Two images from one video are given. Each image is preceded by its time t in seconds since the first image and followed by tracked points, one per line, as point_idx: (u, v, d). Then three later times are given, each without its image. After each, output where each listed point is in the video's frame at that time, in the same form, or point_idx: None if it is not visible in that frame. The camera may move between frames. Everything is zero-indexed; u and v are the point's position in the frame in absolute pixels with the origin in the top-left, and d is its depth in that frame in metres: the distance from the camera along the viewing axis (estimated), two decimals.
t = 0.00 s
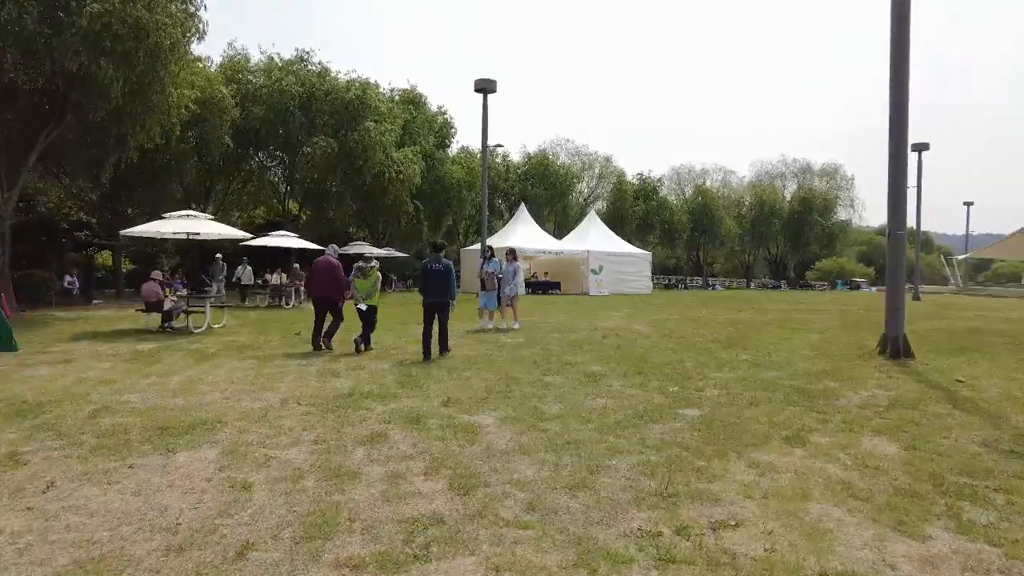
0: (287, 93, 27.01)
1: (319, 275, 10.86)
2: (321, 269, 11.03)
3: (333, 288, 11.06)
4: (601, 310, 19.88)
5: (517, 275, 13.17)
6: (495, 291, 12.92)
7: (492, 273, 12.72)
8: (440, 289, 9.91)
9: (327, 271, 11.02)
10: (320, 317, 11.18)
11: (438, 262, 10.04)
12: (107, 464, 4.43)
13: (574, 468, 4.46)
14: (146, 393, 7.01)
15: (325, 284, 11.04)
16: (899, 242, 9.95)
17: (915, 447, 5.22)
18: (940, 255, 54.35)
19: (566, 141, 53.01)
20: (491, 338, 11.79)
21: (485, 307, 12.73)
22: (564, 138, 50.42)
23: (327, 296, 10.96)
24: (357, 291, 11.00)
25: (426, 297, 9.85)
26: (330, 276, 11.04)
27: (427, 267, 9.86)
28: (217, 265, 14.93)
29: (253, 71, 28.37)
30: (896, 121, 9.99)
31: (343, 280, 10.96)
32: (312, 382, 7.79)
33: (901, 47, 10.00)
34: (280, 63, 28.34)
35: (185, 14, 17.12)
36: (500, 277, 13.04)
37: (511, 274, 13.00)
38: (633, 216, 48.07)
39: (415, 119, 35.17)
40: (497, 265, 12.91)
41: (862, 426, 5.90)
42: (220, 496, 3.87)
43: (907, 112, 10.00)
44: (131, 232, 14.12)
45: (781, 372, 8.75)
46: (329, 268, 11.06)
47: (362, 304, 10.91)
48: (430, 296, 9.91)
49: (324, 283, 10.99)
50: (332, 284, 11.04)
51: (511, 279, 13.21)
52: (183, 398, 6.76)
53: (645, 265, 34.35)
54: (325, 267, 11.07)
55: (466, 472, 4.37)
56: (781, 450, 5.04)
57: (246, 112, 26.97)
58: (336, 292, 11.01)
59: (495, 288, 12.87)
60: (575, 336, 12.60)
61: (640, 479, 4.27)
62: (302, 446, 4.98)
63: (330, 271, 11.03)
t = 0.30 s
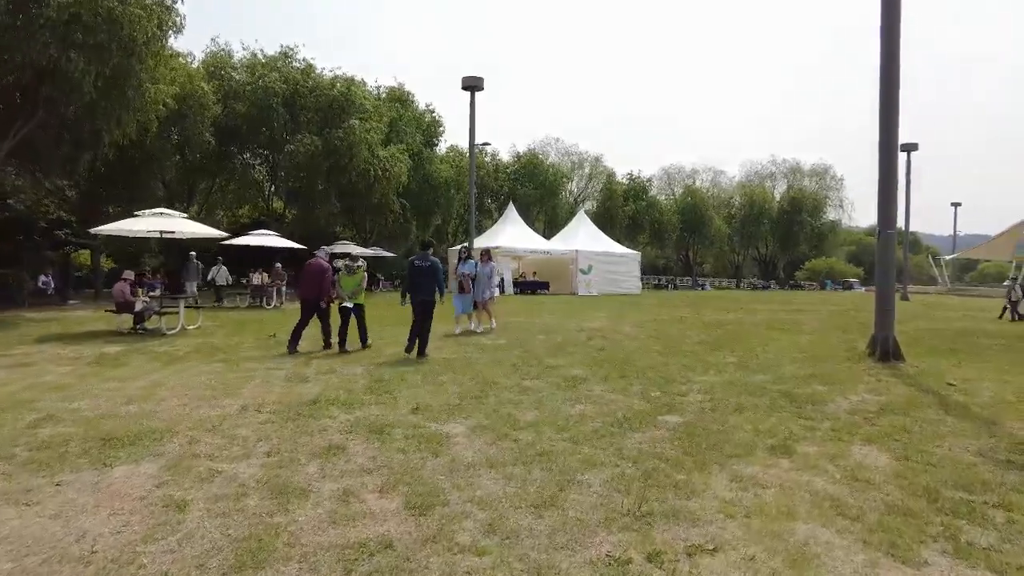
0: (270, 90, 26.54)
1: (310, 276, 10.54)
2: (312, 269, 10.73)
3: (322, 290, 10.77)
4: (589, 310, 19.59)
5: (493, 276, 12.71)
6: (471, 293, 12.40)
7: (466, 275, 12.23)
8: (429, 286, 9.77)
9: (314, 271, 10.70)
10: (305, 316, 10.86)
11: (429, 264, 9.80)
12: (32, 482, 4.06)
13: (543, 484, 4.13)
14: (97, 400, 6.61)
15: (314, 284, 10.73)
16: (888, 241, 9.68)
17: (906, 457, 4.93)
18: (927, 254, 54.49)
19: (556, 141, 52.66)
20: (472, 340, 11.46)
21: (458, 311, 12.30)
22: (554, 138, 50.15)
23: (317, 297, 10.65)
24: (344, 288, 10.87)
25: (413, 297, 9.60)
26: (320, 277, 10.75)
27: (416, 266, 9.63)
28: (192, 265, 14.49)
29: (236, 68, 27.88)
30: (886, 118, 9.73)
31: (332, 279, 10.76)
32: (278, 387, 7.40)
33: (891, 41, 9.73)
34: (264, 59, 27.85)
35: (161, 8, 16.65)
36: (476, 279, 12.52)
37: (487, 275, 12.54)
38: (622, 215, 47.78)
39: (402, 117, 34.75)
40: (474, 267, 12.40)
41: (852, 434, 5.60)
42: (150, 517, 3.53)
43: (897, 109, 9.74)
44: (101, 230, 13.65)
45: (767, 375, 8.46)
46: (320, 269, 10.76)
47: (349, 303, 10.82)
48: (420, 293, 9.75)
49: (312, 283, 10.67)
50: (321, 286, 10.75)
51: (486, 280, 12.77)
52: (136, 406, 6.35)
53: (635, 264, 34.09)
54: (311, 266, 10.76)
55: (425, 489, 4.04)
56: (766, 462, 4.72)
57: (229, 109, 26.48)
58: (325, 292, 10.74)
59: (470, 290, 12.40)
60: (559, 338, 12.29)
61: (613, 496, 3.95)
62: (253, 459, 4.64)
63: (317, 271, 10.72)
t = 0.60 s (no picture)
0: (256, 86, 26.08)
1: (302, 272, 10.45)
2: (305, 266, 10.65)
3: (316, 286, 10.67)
4: (579, 310, 19.23)
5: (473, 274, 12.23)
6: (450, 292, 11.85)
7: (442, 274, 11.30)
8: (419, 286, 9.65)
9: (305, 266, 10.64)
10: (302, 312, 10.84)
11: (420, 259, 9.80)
12: None
13: (510, 501, 3.77)
14: (47, 404, 6.22)
15: (307, 281, 10.64)
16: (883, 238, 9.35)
17: (904, 468, 4.60)
18: (920, 254, 54.46)
19: (548, 140, 52.27)
20: (455, 340, 11.10)
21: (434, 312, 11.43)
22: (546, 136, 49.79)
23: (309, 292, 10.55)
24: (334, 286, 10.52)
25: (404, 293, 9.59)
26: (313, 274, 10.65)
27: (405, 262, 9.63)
28: (168, 263, 14.06)
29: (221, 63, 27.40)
30: (880, 112, 9.39)
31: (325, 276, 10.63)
32: (244, 391, 7.01)
33: (886, 31, 9.40)
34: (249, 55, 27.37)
35: None
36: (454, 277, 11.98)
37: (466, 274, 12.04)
38: (615, 215, 47.47)
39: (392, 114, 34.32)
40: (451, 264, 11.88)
41: (846, 441, 5.26)
42: (66, 542, 3.17)
43: (891, 101, 9.42)
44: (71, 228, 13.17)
45: (758, 378, 8.12)
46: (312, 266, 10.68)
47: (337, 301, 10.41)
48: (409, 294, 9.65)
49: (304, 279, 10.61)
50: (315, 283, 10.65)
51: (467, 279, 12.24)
52: (87, 412, 5.95)
53: (626, 263, 33.78)
54: (304, 262, 10.69)
55: (379, 508, 3.67)
56: (755, 473, 4.38)
57: (213, 105, 26.01)
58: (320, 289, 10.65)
59: (447, 288, 11.80)
60: (545, 338, 11.93)
61: (584, 513, 3.61)
62: (198, 472, 4.28)
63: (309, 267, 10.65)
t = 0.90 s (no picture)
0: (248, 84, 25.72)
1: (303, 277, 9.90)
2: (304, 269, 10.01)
3: (315, 288, 10.15)
4: (575, 311, 18.90)
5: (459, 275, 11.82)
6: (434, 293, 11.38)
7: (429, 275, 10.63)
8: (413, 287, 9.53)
9: (304, 268, 10.02)
10: (298, 313, 10.52)
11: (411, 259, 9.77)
12: None
13: (481, 525, 3.42)
14: None
15: (307, 285, 10.06)
16: (886, 238, 9.00)
17: (912, 483, 4.25)
18: (920, 255, 54.19)
19: (547, 139, 51.92)
20: (444, 343, 10.76)
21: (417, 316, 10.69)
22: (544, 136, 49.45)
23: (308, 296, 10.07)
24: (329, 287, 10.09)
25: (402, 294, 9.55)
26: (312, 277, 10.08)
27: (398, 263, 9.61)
28: (152, 263, 13.68)
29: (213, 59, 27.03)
30: (883, 107, 9.05)
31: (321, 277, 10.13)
32: (214, 398, 6.64)
33: (890, 22, 9.06)
34: (242, 52, 26.99)
35: None
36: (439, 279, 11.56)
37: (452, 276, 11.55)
38: (614, 215, 47.15)
39: (387, 113, 33.98)
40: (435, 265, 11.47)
41: (849, 454, 4.90)
42: None
43: (894, 96, 9.07)
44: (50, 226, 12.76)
45: (757, 383, 7.78)
46: (312, 268, 10.07)
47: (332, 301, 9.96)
48: (403, 294, 9.60)
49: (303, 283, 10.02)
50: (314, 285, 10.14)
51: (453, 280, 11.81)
52: (41, 421, 5.59)
53: (624, 264, 33.47)
54: (301, 264, 10.06)
55: (335, 532, 3.32)
56: (751, 491, 4.02)
57: (205, 103, 25.65)
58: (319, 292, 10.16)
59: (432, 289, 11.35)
60: (538, 340, 11.59)
61: (562, 540, 3.25)
62: (143, 489, 3.91)
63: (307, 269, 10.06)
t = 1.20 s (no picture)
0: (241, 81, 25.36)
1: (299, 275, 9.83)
2: (300, 267, 9.95)
3: (312, 288, 10.05)
4: (570, 312, 18.52)
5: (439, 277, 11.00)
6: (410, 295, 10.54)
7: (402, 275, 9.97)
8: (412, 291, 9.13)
9: (301, 266, 9.97)
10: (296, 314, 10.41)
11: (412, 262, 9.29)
12: None
13: (447, 559, 3.07)
14: None
15: (303, 284, 9.96)
16: (892, 238, 8.62)
17: (926, 506, 3.89)
18: (920, 255, 53.87)
19: (546, 138, 51.52)
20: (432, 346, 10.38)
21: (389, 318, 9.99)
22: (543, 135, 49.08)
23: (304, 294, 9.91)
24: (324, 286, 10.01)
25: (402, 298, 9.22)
26: (309, 276, 9.98)
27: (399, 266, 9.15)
28: (135, 263, 13.29)
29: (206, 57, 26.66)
30: (886, 102, 8.70)
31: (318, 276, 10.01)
32: (181, 406, 6.25)
33: (895, 13, 8.69)
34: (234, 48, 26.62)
35: None
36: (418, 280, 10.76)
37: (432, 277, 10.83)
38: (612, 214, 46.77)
39: (383, 111, 33.62)
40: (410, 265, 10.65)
41: (856, 471, 4.53)
42: None
43: (899, 90, 8.71)
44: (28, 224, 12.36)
45: (757, 390, 7.41)
46: (308, 267, 10.00)
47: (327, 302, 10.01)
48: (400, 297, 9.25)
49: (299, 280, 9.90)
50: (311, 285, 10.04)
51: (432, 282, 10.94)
52: None
53: (623, 264, 33.09)
54: (299, 263, 10.01)
55: (283, 568, 2.97)
56: (749, 516, 3.66)
57: (197, 100, 25.28)
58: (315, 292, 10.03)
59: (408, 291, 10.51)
60: (530, 343, 11.21)
61: None
62: (76, 515, 3.53)
63: (303, 267, 9.98)
